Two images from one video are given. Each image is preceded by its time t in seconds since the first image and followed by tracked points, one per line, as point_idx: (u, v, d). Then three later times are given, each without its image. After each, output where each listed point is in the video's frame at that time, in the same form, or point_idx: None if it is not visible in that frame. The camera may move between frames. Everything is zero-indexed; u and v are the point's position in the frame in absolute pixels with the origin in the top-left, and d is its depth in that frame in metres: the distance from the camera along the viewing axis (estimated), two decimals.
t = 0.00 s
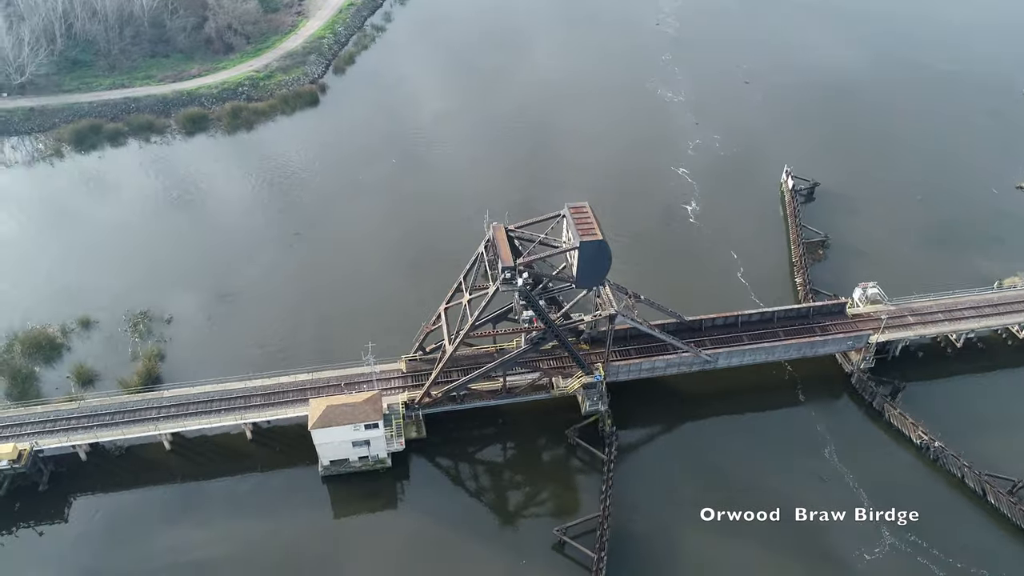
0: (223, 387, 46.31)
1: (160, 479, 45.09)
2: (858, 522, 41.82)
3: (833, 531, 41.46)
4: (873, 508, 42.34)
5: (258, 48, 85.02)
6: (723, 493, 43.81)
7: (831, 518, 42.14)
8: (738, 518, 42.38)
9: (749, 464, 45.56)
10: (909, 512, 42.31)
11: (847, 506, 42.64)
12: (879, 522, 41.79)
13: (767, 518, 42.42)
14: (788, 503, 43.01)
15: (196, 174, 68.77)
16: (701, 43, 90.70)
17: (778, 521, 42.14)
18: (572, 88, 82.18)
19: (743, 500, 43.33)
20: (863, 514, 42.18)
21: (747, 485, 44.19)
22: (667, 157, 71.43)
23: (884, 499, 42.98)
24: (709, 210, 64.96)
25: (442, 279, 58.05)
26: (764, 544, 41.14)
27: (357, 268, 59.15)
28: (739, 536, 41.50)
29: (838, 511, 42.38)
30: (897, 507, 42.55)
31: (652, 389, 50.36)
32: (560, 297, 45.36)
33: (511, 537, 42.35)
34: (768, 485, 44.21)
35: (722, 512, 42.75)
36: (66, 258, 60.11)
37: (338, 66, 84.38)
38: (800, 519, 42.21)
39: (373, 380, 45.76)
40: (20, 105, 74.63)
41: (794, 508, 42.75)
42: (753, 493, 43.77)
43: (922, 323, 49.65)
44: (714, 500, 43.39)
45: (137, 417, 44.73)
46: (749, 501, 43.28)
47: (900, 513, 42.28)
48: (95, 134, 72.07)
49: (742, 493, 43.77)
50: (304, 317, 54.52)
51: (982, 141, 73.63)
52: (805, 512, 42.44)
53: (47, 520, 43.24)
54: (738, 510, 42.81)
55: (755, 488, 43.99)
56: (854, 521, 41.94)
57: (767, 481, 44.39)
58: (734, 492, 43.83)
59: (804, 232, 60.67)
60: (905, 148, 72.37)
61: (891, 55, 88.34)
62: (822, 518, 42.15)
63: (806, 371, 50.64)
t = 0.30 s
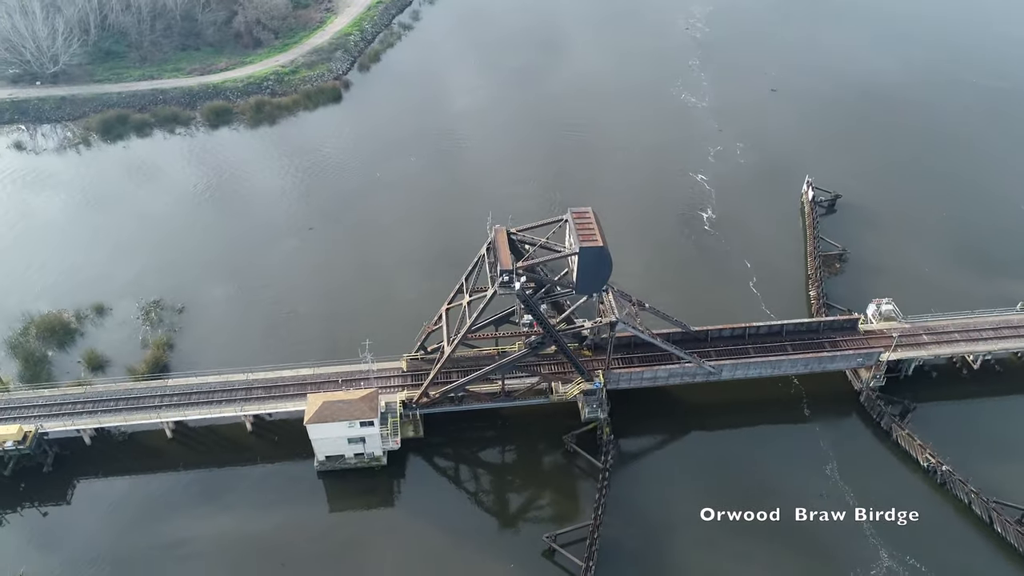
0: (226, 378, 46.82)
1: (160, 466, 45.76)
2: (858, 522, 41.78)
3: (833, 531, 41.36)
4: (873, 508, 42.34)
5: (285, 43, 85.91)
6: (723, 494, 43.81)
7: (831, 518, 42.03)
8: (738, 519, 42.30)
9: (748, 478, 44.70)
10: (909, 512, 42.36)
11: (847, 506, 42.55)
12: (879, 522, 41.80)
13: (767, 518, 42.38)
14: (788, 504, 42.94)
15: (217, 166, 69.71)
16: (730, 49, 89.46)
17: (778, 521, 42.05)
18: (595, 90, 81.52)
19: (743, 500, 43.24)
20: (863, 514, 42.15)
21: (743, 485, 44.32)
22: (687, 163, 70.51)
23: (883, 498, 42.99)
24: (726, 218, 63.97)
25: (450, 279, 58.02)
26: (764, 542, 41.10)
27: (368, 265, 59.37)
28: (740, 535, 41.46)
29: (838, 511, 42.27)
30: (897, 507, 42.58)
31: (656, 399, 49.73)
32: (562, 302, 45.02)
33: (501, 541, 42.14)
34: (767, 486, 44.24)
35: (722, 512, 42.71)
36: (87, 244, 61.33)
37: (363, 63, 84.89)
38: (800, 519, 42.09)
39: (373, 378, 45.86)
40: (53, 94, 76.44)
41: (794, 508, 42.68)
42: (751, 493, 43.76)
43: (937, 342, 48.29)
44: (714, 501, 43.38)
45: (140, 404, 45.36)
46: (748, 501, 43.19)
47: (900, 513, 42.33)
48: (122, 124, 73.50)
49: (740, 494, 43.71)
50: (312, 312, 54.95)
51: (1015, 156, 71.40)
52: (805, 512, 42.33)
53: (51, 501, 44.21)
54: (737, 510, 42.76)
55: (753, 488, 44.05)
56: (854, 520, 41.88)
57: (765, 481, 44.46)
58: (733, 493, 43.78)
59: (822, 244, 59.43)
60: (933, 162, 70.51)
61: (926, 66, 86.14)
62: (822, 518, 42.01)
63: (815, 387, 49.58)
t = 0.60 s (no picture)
0: (229, 369, 47.33)
1: (161, 454, 46.40)
2: (858, 522, 41.83)
3: (833, 530, 41.39)
4: (873, 508, 42.40)
5: (314, 40, 86.67)
6: (724, 494, 44.06)
7: (831, 518, 42.06)
8: (738, 519, 42.43)
9: (747, 494, 43.90)
10: (909, 512, 42.40)
11: (847, 507, 42.62)
12: (879, 521, 41.86)
13: (767, 518, 42.48)
14: (788, 504, 43.04)
15: (240, 160, 70.65)
16: (759, 57, 88.15)
17: (778, 521, 42.14)
18: (619, 94, 80.76)
19: (744, 501, 43.43)
20: (863, 514, 42.20)
21: (742, 483, 44.65)
22: (707, 171, 69.55)
23: (884, 498, 43.07)
24: (743, 228, 62.90)
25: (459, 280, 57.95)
26: (764, 541, 41.22)
27: (378, 263, 59.55)
28: (739, 535, 41.51)
29: (838, 512, 42.32)
30: (897, 507, 42.62)
31: (658, 409, 49.11)
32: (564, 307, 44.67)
33: (492, 545, 41.89)
34: (768, 486, 44.39)
35: (722, 512, 42.85)
36: (108, 232, 62.56)
37: (389, 61, 85.29)
38: (800, 519, 42.13)
39: (372, 375, 45.95)
40: (85, 84, 78.17)
41: (795, 509, 42.75)
42: (752, 494, 43.97)
43: (951, 364, 46.90)
44: (715, 501, 43.55)
45: (144, 392, 46.04)
46: (748, 502, 43.37)
47: (900, 513, 42.37)
48: (149, 115, 74.86)
49: (740, 495, 43.92)
50: (321, 307, 55.37)
51: None
52: (805, 512, 42.38)
53: (56, 483, 45.09)
54: (738, 510, 42.89)
55: (753, 488, 44.28)
56: (854, 521, 41.91)
57: (765, 481, 44.63)
58: (734, 493, 44.01)
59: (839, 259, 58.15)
60: (962, 178, 68.57)
61: (962, 78, 83.80)
62: (822, 518, 42.05)
63: (822, 404, 48.50)
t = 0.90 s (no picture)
0: (233, 361, 47.90)
1: (164, 441, 47.12)
2: (859, 522, 42.01)
3: (833, 530, 41.62)
4: (873, 509, 42.61)
5: (342, 36, 87.35)
6: (724, 493, 44.34)
7: (830, 517, 42.32)
8: (738, 518, 42.72)
9: (745, 509, 43.18)
10: (909, 512, 42.56)
11: (847, 507, 42.88)
12: (879, 521, 42.05)
13: (767, 518, 42.79)
14: (788, 504, 43.33)
15: (262, 154, 71.52)
16: (789, 65, 86.64)
17: (778, 521, 42.43)
18: (644, 98, 79.98)
19: (744, 501, 43.69)
20: (863, 514, 42.44)
21: (742, 482, 44.96)
22: (728, 180, 68.55)
23: (884, 499, 43.27)
24: (760, 238, 61.85)
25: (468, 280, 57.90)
26: (764, 539, 41.46)
27: (390, 261, 59.80)
28: (740, 533, 41.76)
29: (838, 512, 42.57)
30: (898, 507, 42.82)
31: (660, 420, 48.50)
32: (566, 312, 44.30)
33: (482, 547, 41.71)
34: (769, 485, 44.68)
35: (722, 512, 43.13)
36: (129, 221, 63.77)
37: (414, 60, 85.58)
38: (799, 518, 42.42)
39: (373, 373, 46.09)
40: (117, 74, 79.94)
41: (794, 509, 43.05)
42: (752, 493, 44.25)
43: (965, 387, 45.51)
44: (715, 501, 43.82)
45: (150, 379, 46.79)
46: (748, 502, 43.63)
47: (900, 513, 42.55)
48: (176, 107, 76.13)
49: (740, 493, 44.25)
50: (330, 303, 55.80)
51: None
52: (805, 512, 42.68)
53: (64, 465, 46.05)
54: (738, 510, 43.18)
55: (753, 488, 44.54)
56: (854, 521, 42.14)
57: (765, 481, 44.90)
58: (734, 492, 44.28)
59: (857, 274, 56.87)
60: (993, 195, 66.54)
61: (1001, 89, 81.35)
62: (822, 518, 42.32)
63: (829, 422, 47.41)
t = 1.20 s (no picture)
0: (238, 352, 48.42)
1: (167, 429, 47.84)
2: (859, 522, 42.14)
3: (833, 530, 41.77)
4: (873, 509, 42.72)
5: (370, 34, 87.89)
6: (724, 493, 44.47)
7: (830, 518, 42.46)
8: (738, 518, 42.84)
9: (741, 526, 42.39)
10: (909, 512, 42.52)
11: (847, 507, 43.02)
12: (879, 521, 42.16)
13: (767, 518, 42.89)
14: (788, 504, 43.48)
15: (284, 149, 72.23)
16: (820, 74, 84.93)
17: (777, 521, 42.57)
18: (668, 103, 79.09)
19: (744, 501, 43.84)
20: (863, 514, 42.56)
21: (744, 481, 45.16)
22: (748, 189, 67.46)
23: (885, 499, 43.33)
24: (777, 249, 60.71)
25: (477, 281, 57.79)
26: (766, 540, 41.56)
27: (401, 259, 59.98)
28: (740, 533, 41.86)
29: (838, 512, 42.72)
30: (898, 507, 42.82)
31: (663, 430, 47.84)
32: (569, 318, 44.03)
33: (473, 551, 41.52)
34: (770, 485, 44.83)
35: (722, 512, 43.27)
36: (150, 211, 64.88)
37: (440, 59, 85.75)
38: (799, 519, 42.59)
39: (374, 371, 46.22)
40: (148, 66, 81.55)
41: (794, 509, 43.19)
42: (754, 493, 44.43)
43: (978, 411, 44.13)
44: (715, 501, 43.96)
45: (157, 368, 47.52)
46: (748, 502, 43.77)
47: (899, 512, 42.55)
48: (203, 99, 77.36)
49: (741, 492, 44.47)
50: (339, 299, 56.16)
51: None
52: (805, 513, 42.85)
53: (72, 448, 46.92)
54: (738, 510, 43.31)
55: (754, 489, 44.66)
56: (854, 521, 42.26)
57: (766, 480, 45.09)
58: (734, 493, 44.45)
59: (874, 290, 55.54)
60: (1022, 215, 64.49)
61: None
62: (822, 518, 42.47)
63: (835, 441, 46.34)
